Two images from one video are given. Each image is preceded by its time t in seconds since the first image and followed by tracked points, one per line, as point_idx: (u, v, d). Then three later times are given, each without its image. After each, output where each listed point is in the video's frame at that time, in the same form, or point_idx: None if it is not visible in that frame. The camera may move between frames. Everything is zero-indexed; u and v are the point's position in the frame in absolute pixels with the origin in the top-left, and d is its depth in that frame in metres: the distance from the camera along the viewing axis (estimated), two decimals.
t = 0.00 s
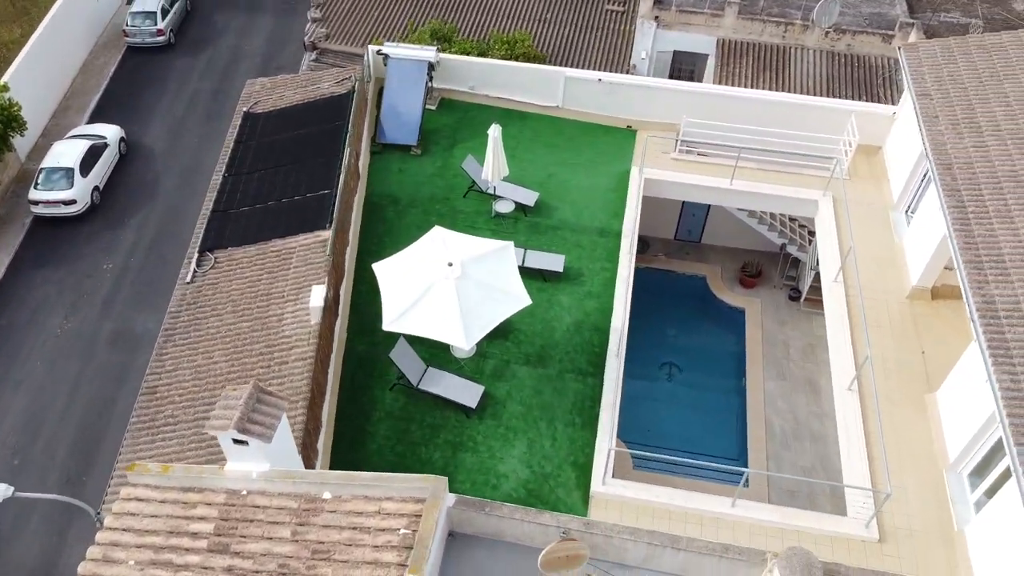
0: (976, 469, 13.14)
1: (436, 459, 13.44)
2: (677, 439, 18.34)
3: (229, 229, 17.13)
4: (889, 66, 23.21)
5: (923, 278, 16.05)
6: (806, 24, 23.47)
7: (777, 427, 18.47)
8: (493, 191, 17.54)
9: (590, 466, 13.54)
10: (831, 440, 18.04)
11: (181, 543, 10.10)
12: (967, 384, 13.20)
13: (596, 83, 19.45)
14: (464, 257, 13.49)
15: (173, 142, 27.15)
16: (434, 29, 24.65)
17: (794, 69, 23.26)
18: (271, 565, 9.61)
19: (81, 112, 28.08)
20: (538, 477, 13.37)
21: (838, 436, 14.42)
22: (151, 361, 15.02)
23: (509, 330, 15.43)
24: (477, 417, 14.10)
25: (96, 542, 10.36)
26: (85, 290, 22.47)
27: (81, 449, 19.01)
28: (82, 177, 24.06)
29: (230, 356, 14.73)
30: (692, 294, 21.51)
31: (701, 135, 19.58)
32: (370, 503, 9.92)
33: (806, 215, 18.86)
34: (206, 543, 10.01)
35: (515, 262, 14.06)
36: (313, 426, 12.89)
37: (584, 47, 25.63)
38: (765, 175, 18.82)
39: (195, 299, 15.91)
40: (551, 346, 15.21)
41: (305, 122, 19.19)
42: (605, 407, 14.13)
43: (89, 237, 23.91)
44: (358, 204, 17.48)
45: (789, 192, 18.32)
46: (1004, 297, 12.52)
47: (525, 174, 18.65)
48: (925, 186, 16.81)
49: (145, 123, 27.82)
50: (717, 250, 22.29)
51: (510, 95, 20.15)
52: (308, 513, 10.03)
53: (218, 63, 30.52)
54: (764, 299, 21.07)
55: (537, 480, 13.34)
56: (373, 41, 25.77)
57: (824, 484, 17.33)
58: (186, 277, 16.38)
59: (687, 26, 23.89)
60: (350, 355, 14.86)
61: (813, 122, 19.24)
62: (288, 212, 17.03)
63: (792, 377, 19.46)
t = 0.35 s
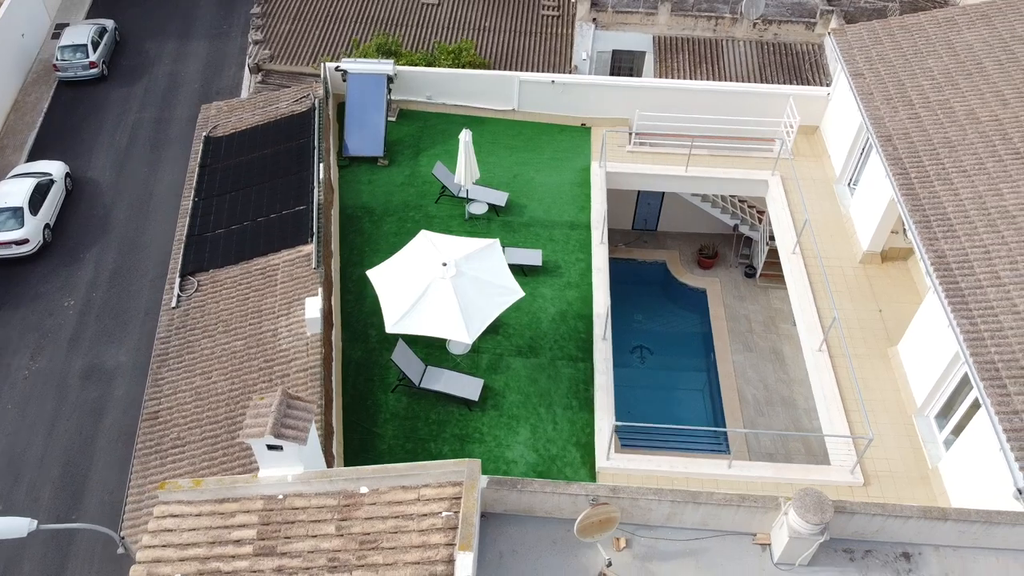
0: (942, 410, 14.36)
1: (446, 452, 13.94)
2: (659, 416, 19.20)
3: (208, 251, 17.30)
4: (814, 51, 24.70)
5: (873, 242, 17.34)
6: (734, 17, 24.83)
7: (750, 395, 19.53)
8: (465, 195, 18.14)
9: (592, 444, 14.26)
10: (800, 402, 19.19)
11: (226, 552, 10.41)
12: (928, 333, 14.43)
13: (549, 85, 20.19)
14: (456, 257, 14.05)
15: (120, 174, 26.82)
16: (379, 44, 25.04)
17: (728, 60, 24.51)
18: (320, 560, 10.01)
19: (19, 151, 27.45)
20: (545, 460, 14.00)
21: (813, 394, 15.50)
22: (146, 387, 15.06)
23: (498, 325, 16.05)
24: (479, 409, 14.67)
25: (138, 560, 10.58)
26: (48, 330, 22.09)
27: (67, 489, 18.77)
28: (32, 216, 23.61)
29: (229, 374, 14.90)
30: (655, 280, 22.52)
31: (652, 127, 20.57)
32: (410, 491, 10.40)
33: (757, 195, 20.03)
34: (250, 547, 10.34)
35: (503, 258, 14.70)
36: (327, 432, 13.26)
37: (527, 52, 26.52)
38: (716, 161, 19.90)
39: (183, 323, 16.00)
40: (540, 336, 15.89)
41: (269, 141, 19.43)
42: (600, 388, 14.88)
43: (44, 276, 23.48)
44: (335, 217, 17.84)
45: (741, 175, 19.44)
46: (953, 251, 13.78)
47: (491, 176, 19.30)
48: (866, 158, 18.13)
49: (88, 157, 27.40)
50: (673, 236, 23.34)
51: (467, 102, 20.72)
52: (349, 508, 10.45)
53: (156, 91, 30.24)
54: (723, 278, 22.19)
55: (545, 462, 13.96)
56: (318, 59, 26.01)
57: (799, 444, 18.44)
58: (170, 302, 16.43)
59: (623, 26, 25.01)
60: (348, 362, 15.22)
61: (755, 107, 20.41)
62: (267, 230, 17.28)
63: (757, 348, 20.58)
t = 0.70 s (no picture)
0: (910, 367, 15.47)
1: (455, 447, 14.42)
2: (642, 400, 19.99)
3: (193, 274, 17.43)
4: (752, 45, 26.00)
5: (829, 219, 18.46)
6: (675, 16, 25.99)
7: (725, 373, 20.50)
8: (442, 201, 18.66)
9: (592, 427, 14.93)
10: (772, 375, 20.24)
11: (268, 556, 10.73)
12: (893, 298, 15.56)
13: (511, 90, 20.82)
14: (450, 258, 14.62)
15: (76, 207, 26.47)
16: (335, 60, 25.45)
17: (673, 58, 25.63)
18: (364, 553, 10.43)
19: None
20: (551, 446, 14.60)
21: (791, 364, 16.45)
22: (148, 411, 15.14)
23: (489, 323, 16.63)
24: (482, 403, 15.21)
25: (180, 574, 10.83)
26: (20, 369, 21.74)
27: (61, 525, 18.58)
28: None
29: (232, 391, 15.12)
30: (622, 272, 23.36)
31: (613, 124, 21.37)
32: (442, 480, 10.88)
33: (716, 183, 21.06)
34: (292, 549, 10.69)
35: (493, 257, 15.33)
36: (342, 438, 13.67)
37: (478, 62, 27.38)
38: (675, 153, 20.85)
39: (177, 345, 16.11)
40: (531, 330, 16.52)
41: (241, 161, 19.63)
42: (594, 375, 15.59)
43: (9, 316, 23.06)
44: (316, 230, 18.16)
45: (700, 165, 20.42)
46: (910, 220, 14.94)
47: (463, 181, 19.88)
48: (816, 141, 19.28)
49: (39, 192, 26.95)
50: (636, 229, 24.23)
51: (431, 111, 21.19)
52: (385, 502, 10.88)
53: (102, 122, 29.89)
54: (687, 265, 23.20)
55: (551, 448, 14.56)
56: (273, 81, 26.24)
57: (775, 415, 19.47)
58: (161, 326, 16.52)
59: (568, 31, 25.82)
60: (349, 369, 15.59)
61: (706, 100, 21.44)
62: (251, 249, 17.50)
63: (726, 328, 21.60)
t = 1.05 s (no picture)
0: (873, 329, 16.73)
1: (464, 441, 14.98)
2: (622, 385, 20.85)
3: (179, 298, 17.56)
4: (689, 43, 27.34)
5: (784, 200, 19.71)
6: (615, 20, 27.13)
7: (697, 353, 21.56)
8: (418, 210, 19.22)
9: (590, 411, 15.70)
10: (741, 352, 21.42)
11: (313, 554, 11.13)
12: (853, 267, 16.82)
13: (470, 99, 21.51)
14: (445, 260, 15.23)
15: (29, 246, 25.98)
16: (288, 81, 25.75)
17: (616, 60, 26.70)
18: (409, 541, 10.94)
19: None
20: (554, 431, 15.31)
21: (765, 337, 17.53)
22: (153, 436, 15.26)
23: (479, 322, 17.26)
24: (483, 398, 15.82)
25: None
26: None
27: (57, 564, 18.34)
28: None
29: (237, 408, 15.37)
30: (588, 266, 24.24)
31: (571, 126, 22.27)
32: (474, 465, 11.46)
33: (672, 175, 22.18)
34: (336, 545, 11.12)
35: (483, 256, 15.99)
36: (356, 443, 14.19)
37: (427, 75, 28.03)
38: (632, 149, 21.88)
39: (173, 369, 16.24)
40: (519, 325, 17.23)
41: (213, 185, 19.81)
42: (585, 362, 16.42)
43: None
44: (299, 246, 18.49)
45: (656, 158, 21.50)
46: (863, 193, 16.24)
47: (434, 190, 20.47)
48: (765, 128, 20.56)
49: None
50: (596, 225, 25.19)
51: (394, 124, 21.71)
52: (421, 492, 11.41)
53: (46, 158, 29.36)
54: (649, 256, 24.27)
55: (555, 433, 15.28)
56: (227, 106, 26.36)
57: (748, 389, 20.60)
58: (154, 351, 16.61)
59: (514, 40, 26.66)
60: (350, 376, 16.00)
61: (655, 97, 22.58)
62: (237, 269, 17.74)
63: (692, 311, 22.70)
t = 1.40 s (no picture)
0: (840, 301, 17.88)
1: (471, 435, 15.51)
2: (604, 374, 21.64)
3: (171, 320, 17.68)
4: (636, 45, 28.45)
5: (744, 187, 20.83)
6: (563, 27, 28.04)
7: (672, 338, 22.50)
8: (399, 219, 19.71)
9: (588, 397, 16.40)
10: (712, 335, 22.48)
11: (354, 549, 11.55)
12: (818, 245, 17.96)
13: (437, 110, 22.07)
14: (440, 263, 15.78)
15: None
16: (249, 103, 25.94)
17: (568, 65, 27.60)
18: (447, 526, 11.46)
19: None
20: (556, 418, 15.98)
21: (741, 318, 18.52)
22: (162, 457, 15.38)
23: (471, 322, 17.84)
24: (484, 393, 16.38)
25: None
26: None
27: None
28: None
29: (245, 423, 15.62)
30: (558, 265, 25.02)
31: (536, 129, 23.04)
32: (499, 450, 12.04)
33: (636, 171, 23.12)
34: (376, 537, 11.56)
35: (474, 257, 16.58)
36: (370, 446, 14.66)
37: (384, 89, 28.53)
38: (596, 149, 22.75)
39: (174, 390, 16.38)
40: (509, 323, 17.87)
41: (192, 208, 19.96)
42: (577, 352, 17.16)
43: None
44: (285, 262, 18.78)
45: (620, 156, 22.40)
46: (823, 175, 17.41)
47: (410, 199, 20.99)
48: (721, 121, 21.69)
49: None
50: (562, 225, 26.00)
51: (363, 138, 22.12)
52: (451, 480, 11.92)
53: None
54: (616, 251, 25.20)
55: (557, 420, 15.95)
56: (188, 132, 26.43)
57: (723, 369, 21.62)
58: (152, 376, 16.69)
59: (468, 51, 27.34)
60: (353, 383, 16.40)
61: (613, 98, 23.53)
62: (227, 288, 17.95)
63: (663, 300, 23.68)
